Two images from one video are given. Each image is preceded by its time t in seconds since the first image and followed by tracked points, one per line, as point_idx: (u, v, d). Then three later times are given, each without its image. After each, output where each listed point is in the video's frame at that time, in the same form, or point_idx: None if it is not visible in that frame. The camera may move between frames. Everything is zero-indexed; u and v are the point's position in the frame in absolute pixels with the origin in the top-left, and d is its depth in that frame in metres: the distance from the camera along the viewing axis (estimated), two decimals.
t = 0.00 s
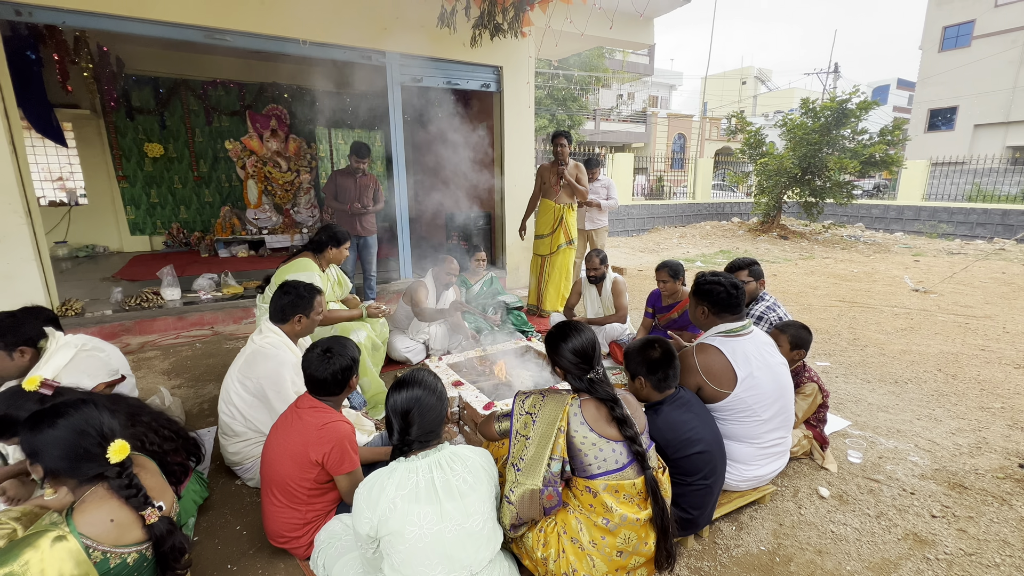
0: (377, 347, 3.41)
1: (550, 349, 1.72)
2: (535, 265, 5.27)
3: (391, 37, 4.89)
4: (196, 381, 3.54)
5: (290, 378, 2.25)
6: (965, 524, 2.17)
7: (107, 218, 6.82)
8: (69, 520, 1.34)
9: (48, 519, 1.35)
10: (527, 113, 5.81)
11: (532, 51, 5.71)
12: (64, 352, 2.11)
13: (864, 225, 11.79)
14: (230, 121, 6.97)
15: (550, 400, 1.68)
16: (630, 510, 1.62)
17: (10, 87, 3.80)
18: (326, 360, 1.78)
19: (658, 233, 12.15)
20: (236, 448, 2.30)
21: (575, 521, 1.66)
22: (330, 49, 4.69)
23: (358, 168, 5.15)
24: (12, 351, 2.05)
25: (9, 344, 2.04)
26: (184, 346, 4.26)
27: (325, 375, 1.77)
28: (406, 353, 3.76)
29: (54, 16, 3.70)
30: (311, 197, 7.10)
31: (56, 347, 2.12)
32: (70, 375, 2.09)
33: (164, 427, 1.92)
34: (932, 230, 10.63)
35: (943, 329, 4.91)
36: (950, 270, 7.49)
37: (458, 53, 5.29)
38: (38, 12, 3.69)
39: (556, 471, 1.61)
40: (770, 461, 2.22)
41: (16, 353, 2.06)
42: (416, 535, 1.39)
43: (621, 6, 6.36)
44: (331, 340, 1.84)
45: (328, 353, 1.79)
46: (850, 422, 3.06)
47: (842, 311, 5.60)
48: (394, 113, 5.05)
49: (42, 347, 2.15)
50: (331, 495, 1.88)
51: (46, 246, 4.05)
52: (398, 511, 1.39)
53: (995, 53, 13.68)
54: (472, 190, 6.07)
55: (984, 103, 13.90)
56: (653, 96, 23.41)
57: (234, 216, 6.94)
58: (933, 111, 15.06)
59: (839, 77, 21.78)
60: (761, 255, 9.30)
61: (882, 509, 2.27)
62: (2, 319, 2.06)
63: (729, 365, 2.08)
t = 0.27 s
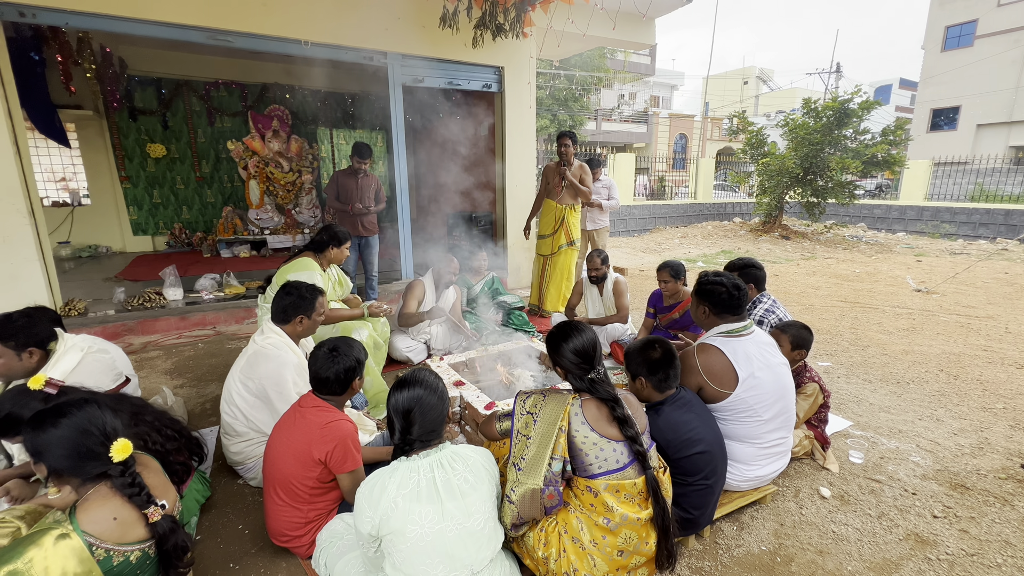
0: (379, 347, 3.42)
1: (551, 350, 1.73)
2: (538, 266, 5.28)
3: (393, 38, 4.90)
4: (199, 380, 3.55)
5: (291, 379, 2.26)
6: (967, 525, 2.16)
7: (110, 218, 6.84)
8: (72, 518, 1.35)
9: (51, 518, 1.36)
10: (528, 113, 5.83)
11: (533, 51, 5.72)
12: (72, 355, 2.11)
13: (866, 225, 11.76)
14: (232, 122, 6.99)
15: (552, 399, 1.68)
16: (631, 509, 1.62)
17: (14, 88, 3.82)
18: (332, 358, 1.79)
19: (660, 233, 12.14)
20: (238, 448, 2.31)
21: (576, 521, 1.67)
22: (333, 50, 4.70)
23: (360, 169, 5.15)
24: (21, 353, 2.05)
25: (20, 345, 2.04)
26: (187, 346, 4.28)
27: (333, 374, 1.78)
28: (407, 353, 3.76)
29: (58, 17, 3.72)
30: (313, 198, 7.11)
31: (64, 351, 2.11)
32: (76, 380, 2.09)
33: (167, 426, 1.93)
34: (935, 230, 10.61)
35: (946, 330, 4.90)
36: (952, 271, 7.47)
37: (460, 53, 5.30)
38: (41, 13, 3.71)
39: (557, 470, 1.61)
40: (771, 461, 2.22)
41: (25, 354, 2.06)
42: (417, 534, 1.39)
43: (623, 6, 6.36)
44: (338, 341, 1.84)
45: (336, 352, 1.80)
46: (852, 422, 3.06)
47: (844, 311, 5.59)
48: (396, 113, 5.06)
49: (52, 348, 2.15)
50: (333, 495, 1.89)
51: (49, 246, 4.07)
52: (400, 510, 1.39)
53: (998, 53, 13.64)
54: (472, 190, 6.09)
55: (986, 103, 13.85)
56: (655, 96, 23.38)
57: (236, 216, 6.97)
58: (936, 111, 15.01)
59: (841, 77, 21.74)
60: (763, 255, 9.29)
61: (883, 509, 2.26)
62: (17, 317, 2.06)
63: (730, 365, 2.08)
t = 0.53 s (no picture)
0: (382, 346, 3.43)
1: (554, 348, 1.73)
2: (540, 264, 5.30)
3: (395, 37, 4.91)
4: (202, 379, 3.56)
5: (294, 379, 2.27)
6: (970, 525, 2.16)
7: (114, 218, 6.87)
8: (78, 515, 1.35)
9: (57, 514, 1.37)
10: (530, 113, 5.83)
11: (536, 50, 5.71)
12: (73, 355, 2.13)
13: (870, 225, 11.72)
14: (236, 122, 7.02)
15: (554, 398, 1.68)
16: (633, 508, 1.63)
17: (19, 88, 3.84)
18: (338, 357, 1.79)
19: (662, 233, 12.12)
20: (242, 447, 2.32)
21: (578, 520, 1.67)
22: (335, 50, 4.70)
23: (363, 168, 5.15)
24: (24, 353, 2.05)
25: (25, 344, 2.05)
26: (191, 345, 4.29)
27: (338, 373, 1.78)
28: (409, 351, 3.77)
29: (62, 18, 3.74)
30: (315, 197, 7.13)
31: (65, 352, 2.13)
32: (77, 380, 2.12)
33: (171, 424, 1.94)
34: (939, 229, 10.56)
35: (950, 330, 4.88)
36: (956, 270, 7.44)
37: (462, 53, 5.30)
38: (47, 14, 3.73)
39: (559, 469, 1.62)
40: (774, 461, 2.22)
41: (28, 353, 2.06)
42: (420, 532, 1.39)
43: (626, 5, 6.34)
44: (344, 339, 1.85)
45: (342, 350, 1.81)
46: (855, 422, 3.05)
47: (848, 311, 5.57)
48: (399, 113, 5.07)
49: (55, 348, 2.15)
50: (336, 493, 1.89)
51: (54, 245, 4.09)
52: (403, 509, 1.40)
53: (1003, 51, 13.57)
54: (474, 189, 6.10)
55: (991, 102, 13.78)
56: (657, 95, 23.34)
57: (239, 216, 7.01)
58: (940, 110, 14.93)
59: (845, 76, 21.64)
60: (766, 255, 9.27)
61: (887, 509, 2.26)
62: (25, 317, 2.08)
63: (733, 364, 2.08)
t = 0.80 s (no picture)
0: (385, 345, 3.43)
1: (557, 347, 1.73)
2: (541, 262, 5.32)
3: (398, 35, 4.90)
4: (205, 378, 3.57)
5: (296, 378, 2.27)
6: (976, 525, 2.14)
7: (118, 217, 6.88)
8: (84, 512, 1.36)
9: (63, 511, 1.38)
10: (533, 110, 5.82)
11: (538, 48, 5.70)
12: (68, 356, 2.10)
13: (874, 223, 11.67)
14: (239, 121, 7.04)
15: (558, 397, 1.68)
16: (637, 507, 1.62)
17: (24, 87, 3.85)
18: (342, 355, 1.80)
19: (665, 231, 12.09)
20: (246, 445, 2.33)
21: (582, 518, 1.66)
22: (339, 48, 4.70)
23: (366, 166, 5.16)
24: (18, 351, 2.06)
25: (19, 342, 2.06)
26: (194, 343, 4.31)
27: (341, 372, 1.79)
28: (413, 350, 3.78)
29: (67, 17, 3.75)
30: (318, 196, 7.12)
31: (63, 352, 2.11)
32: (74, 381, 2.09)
33: (176, 422, 1.95)
34: (944, 228, 10.50)
35: (955, 328, 4.85)
36: (962, 269, 7.40)
37: (465, 51, 5.29)
38: (51, 13, 3.74)
39: (563, 468, 1.61)
40: (778, 460, 2.21)
41: (22, 352, 2.07)
42: (424, 530, 1.39)
43: (629, 4, 6.32)
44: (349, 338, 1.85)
45: (346, 349, 1.81)
46: (859, 421, 3.04)
47: (852, 310, 5.54)
48: (402, 112, 5.06)
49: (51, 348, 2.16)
50: (340, 491, 1.90)
51: (59, 244, 4.10)
52: (406, 507, 1.40)
53: (1009, 48, 13.47)
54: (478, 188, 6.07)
55: (997, 99, 13.69)
56: (661, 93, 23.27)
57: (243, 215, 7.05)
58: (946, 107, 14.84)
59: (850, 73, 21.52)
60: (769, 253, 9.24)
61: (891, 509, 2.25)
62: (23, 315, 2.10)
63: (737, 363, 2.07)
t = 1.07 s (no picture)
0: (388, 344, 3.44)
1: (559, 346, 1.72)
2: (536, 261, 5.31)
3: (401, 33, 4.89)
4: (209, 376, 3.59)
5: (298, 378, 2.27)
6: (981, 526, 2.13)
7: (122, 215, 6.92)
8: (88, 510, 1.36)
9: (66, 509, 1.38)
10: (536, 108, 5.81)
11: (542, 46, 5.68)
12: (71, 354, 2.10)
13: (879, 221, 11.61)
14: (242, 119, 7.05)
15: (560, 396, 1.68)
16: (639, 506, 1.62)
17: (29, 87, 3.86)
18: (345, 354, 1.80)
19: (668, 229, 12.07)
20: (249, 443, 2.33)
21: (584, 518, 1.66)
22: (341, 46, 4.69)
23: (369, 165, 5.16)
24: (20, 349, 2.06)
25: (20, 340, 2.07)
26: (198, 342, 4.32)
27: (343, 371, 1.79)
28: (416, 348, 3.79)
29: (71, 16, 3.76)
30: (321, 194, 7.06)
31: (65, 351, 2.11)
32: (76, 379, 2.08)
33: (179, 421, 1.95)
34: (949, 226, 10.44)
35: (961, 327, 4.82)
36: (967, 267, 7.35)
37: (468, 49, 5.28)
38: (54, 12, 3.75)
39: (565, 467, 1.61)
40: (781, 460, 2.20)
41: (23, 350, 2.08)
42: (425, 529, 1.39)
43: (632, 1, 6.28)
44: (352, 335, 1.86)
45: (349, 348, 1.82)
46: (864, 420, 3.03)
47: (856, 308, 5.52)
48: (404, 110, 5.06)
49: (52, 346, 2.16)
50: (343, 489, 1.90)
51: (64, 243, 4.12)
52: (408, 505, 1.40)
53: (1016, 45, 13.35)
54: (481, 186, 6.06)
55: (1004, 96, 13.58)
56: (664, 91, 23.20)
57: (246, 213, 7.04)
58: (952, 104, 14.73)
59: (855, 70, 21.39)
60: (773, 251, 9.20)
61: (896, 509, 2.24)
62: (23, 314, 2.11)
63: (740, 363, 2.07)
